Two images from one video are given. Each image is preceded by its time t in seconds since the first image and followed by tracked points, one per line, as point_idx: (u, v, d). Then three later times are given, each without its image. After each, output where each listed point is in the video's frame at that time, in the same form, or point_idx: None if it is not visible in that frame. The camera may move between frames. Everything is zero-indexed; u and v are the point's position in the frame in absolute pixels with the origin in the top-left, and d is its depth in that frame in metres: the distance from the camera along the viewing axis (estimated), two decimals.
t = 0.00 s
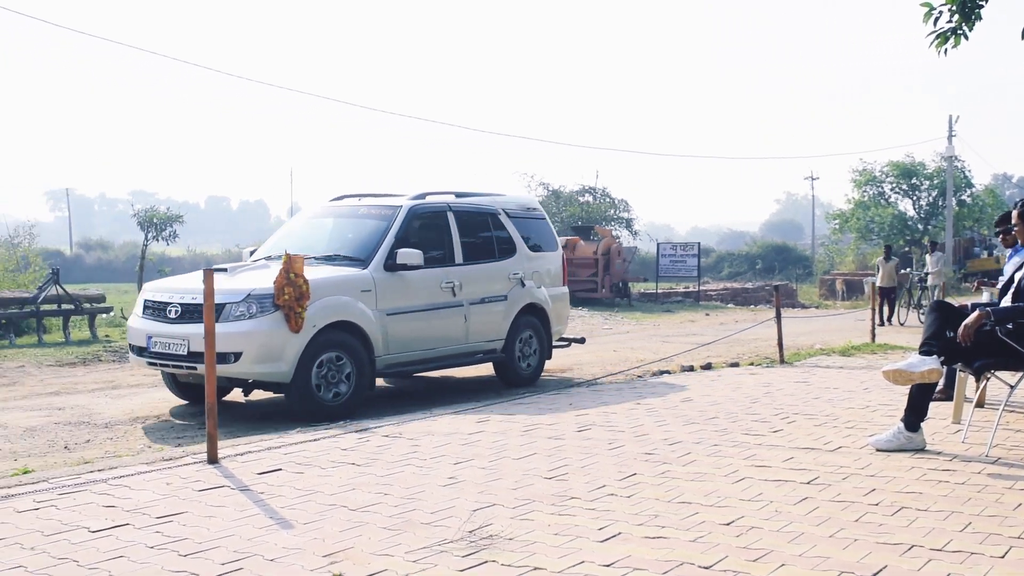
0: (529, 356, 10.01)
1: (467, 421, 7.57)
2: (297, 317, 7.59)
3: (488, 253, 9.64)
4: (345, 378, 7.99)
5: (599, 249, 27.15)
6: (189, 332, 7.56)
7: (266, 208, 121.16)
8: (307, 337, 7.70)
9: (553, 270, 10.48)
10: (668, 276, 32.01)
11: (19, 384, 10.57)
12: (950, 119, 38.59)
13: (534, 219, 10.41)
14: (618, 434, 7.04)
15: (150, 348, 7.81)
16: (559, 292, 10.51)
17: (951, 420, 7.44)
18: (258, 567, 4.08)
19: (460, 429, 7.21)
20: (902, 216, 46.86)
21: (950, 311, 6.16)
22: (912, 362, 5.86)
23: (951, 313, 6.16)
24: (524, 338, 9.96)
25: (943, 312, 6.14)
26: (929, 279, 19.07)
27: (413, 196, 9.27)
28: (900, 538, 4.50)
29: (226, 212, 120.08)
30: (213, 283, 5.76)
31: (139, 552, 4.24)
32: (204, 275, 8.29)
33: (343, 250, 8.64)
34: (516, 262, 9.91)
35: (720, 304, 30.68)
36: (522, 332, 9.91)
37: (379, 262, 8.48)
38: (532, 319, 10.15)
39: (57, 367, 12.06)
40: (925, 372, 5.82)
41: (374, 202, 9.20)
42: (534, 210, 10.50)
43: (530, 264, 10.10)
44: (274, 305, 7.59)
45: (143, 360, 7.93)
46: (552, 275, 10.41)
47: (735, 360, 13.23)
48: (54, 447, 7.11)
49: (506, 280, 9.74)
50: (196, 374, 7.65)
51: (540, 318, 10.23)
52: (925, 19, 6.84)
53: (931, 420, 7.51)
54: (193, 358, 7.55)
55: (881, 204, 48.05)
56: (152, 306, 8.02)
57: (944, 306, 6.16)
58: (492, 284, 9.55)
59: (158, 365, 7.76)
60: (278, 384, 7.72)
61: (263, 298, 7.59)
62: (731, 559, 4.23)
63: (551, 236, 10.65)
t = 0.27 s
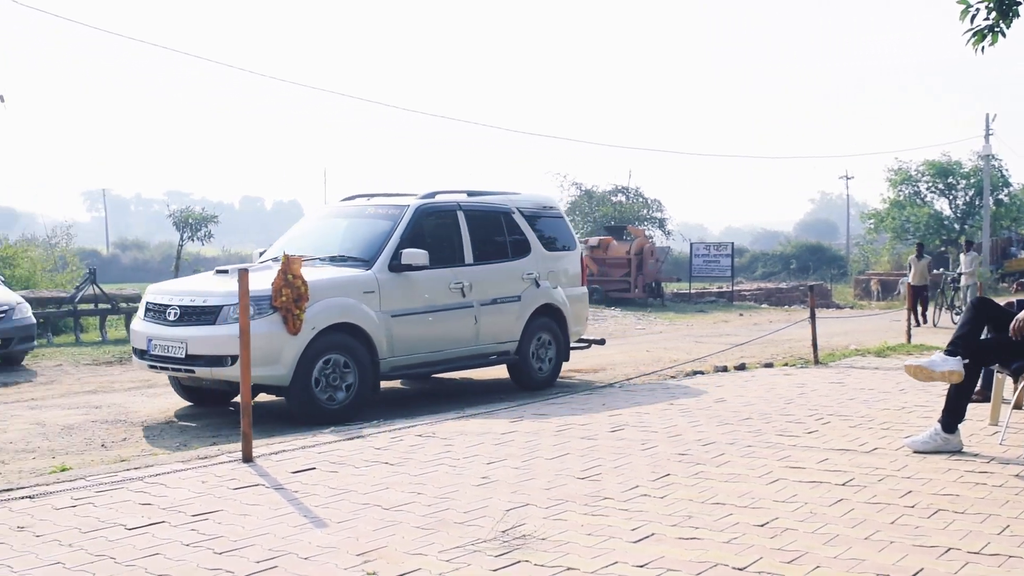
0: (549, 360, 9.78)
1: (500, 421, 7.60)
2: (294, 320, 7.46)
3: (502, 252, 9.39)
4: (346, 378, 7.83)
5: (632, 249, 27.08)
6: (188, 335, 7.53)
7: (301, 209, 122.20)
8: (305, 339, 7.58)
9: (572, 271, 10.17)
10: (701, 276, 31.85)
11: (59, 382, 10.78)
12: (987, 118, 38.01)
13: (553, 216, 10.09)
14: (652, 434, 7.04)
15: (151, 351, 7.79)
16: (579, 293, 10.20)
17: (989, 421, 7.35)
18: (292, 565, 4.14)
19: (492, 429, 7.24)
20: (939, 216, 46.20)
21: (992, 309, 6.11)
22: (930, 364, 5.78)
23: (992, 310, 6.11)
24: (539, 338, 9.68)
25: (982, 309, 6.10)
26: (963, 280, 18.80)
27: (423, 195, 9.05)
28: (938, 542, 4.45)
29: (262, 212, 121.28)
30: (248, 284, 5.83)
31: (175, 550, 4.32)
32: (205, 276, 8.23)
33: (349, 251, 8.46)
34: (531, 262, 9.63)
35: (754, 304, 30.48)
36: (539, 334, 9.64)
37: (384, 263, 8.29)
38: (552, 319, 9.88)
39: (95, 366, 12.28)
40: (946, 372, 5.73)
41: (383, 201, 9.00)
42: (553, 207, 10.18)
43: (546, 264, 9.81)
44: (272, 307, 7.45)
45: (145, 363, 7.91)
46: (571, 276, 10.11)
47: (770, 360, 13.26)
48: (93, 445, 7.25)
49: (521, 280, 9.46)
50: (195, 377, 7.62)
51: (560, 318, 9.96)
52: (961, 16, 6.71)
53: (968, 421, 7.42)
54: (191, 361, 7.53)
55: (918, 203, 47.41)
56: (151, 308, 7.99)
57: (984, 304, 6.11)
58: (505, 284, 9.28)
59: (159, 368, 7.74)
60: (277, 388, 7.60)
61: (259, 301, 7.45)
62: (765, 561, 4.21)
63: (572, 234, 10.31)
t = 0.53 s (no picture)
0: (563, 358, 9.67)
1: (527, 421, 7.62)
2: (293, 321, 7.26)
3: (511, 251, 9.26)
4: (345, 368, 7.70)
5: (658, 249, 27.00)
6: (185, 335, 7.42)
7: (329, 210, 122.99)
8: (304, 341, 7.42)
9: (586, 272, 10.02)
10: (728, 276, 31.68)
11: (90, 381, 10.94)
12: (1016, 116, 37.46)
13: (565, 217, 9.97)
14: (679, 434, 7.04)
15: (150, 352, 7.69)
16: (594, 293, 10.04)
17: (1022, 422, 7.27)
18: (319, 564, 4.18)
19: (519, 429, 7.26)
20: (969, 215, 45.62)
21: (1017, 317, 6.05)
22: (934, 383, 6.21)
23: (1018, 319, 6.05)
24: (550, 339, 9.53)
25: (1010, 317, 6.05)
26: (990, 281, 18.55)
27: (431, 194, 8.96)
28: (968, 544, 4.42)
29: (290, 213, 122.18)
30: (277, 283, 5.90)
31: (204, 548, 4.38)
32: (206, 276, 8.14)
33: (354, 250, 8.37)
34: (542, 261, 9.48)
35: (781, 304, 30.27)
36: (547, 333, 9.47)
37: (387, 262, 8.18)
38: (560, 316, 9.71)
39: (124, 365, 12.46)
40: (946, 394, 6.14)
41: (390, 200, 8.92)
42: (566, 207, 10.06)
43: (557, 263, 9.66)
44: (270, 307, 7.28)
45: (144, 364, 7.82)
46: (584, 276, 9.97)
47: (798, 360, 13.26)
48: (123, 443, 7.35)
49: (532, 280, 9.31)
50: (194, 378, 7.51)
51: (570, 315, 9.78)
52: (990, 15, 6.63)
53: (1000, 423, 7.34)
54: (190, 362, 7.41)
55: (947, 203, 46.84)
56: (151, 309, 7.91)
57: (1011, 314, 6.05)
58: (513, 284, 9.13)
59: (158, 368, 7.64)
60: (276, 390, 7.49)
61: (258, 301, 7.38)
62: (793, 562, 4.20)
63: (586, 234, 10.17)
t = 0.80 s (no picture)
0: (573, 356, 9.68)
1: (549, 421, 7.63)
2: (286, 323, 7.37)
3: (515, 251, 9.24)
4: (337, 365, 7.65)
5: (680, 249, 26.92)
6: (179, 337, 7.44)
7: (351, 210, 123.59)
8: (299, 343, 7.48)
9: (594, 272, 9.98)
10: (751, 275, 31.52)
11: (115, 380, 11.06)
12: None
13: (572, 216, 9.96)
14: (701, 435, 7.03)
15: (147, 353, 7.74)
16: (602, 293, 10.01)
17: None
18: (341, 563, 4.22)
19: (540, 429, 7.27)
20: (994, 215, 45.12)
21: None
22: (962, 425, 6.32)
23: None
24: (558, 342, 9.51)
25: None
26: (1013, 281, 18.35)
27: (433, 193, 8.98)
28: (993, 545, 4.39)
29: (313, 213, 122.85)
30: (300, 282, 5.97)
31: (226, 547, 4.43)
32: (206, 277, 8.18)
33: (356, 250, 8.37)
34: (547, 262, 9.47)
35: (804, 304, 30.09)
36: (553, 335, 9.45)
37: (387, 262, 8.18)
38: (563, 315, 9.65)
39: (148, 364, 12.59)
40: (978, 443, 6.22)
41: (392, 200, 8.94)
42: (573, 206, 10.05)
43: (563, 263, 9.64)
44: (264, 308, 7.41)
45: (142, 365, 7.87)
46: (592, 276, 9.95)
47: (821, 360, 13.24)
48: (147, 442, 7.43)
49: (537, 280, 9.30)
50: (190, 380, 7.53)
51: (574, 312, 9.72)
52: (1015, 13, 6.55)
53: None
54: (185, 363, 7.43)
55: (971, 203, 46.36)
56: (150, 310, 7.96)
57: None
58: (517, 284, 9.11)
59: (155, 370, 7.69)
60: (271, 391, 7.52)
61: (252, 301, 7.39)
62: (816, 563, 4.19)
63: (594, 233, 10.16)
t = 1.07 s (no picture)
0: (578, 353, 9.65)
1: (566, 421, 7.64)
2: (280, 323, 7.39)
3: (517, 249, 9.26)
4: (328, 365, 7.64)
5: (697, 248, 26.85)
6: (174, 338, 7.51)
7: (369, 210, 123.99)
8: (293, 343, 7.49)
9: (600, 270, 9.97)
10: (768, 275, 31.42)
11: (134, 380, 11.15)
12: None
13: (577, 214, 9.96)
14: (717, 435, 7.03)
15: (144, 354, 7.82)
16: (607, 291, 9.99)
17: None
18: (358, 562, 4.25)
19: (556, 428, 7.28)
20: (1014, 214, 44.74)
21: None
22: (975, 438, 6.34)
23: None
24: (560, 342, 9.49)
25: None
26: None
27: (434, 192, 9.01)
28: (1012, 546, 4.36)
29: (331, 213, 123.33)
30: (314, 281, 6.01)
31: (244, 546, 4.47)
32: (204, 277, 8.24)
33: (356, 250, 8.40)
34: (551, 261, 9.46)
35: (822, 304, 29.96)
36: (554, 335, 9.42)
37: (385, 262, 8.21)
38: (566, 314, 9.64)
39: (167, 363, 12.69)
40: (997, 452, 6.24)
41: (392, 199, 8.97)
42: (578, 204, 10.05)
43: (568, 262, 9.63)
44: (258, 309, 7.42)
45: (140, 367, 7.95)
46: (598, 275, 9.94)
47: (838, 360, 13.19)
48: (165, 441, 7.49)
49: (539, 280, 9.30)
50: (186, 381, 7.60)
51: (577, 310, 9.70)
52: None
53: None
54: (180, 365, 7.50)
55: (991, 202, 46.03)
56: (147, 311, 8.04)
57: None
58: (519, 284, 9.12)
59: (151, 371, 7.76)
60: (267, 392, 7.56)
61: (246, 302, 7.43)
62: (834, 564, 4.18)
63: (601, 231, 10.15)
